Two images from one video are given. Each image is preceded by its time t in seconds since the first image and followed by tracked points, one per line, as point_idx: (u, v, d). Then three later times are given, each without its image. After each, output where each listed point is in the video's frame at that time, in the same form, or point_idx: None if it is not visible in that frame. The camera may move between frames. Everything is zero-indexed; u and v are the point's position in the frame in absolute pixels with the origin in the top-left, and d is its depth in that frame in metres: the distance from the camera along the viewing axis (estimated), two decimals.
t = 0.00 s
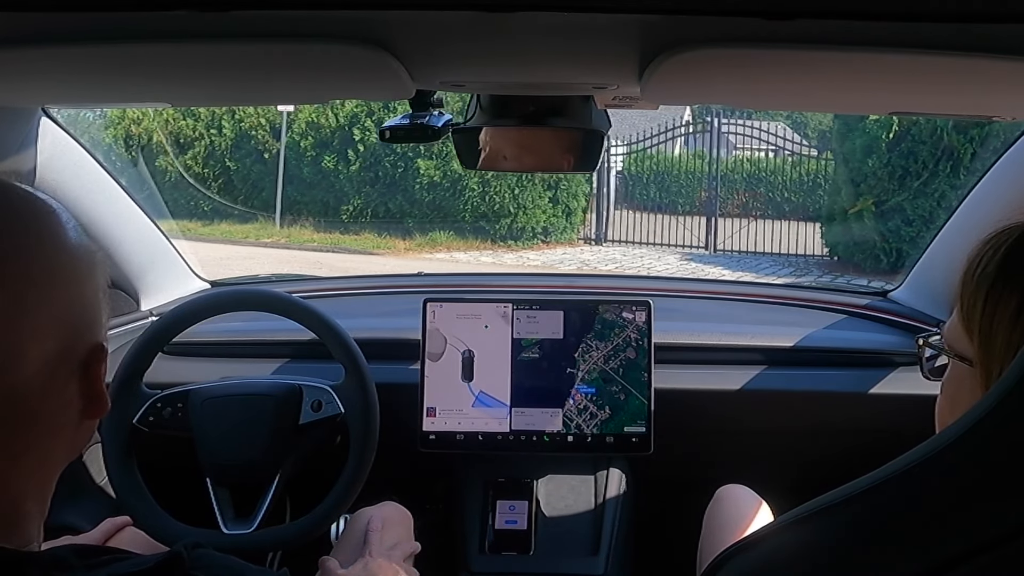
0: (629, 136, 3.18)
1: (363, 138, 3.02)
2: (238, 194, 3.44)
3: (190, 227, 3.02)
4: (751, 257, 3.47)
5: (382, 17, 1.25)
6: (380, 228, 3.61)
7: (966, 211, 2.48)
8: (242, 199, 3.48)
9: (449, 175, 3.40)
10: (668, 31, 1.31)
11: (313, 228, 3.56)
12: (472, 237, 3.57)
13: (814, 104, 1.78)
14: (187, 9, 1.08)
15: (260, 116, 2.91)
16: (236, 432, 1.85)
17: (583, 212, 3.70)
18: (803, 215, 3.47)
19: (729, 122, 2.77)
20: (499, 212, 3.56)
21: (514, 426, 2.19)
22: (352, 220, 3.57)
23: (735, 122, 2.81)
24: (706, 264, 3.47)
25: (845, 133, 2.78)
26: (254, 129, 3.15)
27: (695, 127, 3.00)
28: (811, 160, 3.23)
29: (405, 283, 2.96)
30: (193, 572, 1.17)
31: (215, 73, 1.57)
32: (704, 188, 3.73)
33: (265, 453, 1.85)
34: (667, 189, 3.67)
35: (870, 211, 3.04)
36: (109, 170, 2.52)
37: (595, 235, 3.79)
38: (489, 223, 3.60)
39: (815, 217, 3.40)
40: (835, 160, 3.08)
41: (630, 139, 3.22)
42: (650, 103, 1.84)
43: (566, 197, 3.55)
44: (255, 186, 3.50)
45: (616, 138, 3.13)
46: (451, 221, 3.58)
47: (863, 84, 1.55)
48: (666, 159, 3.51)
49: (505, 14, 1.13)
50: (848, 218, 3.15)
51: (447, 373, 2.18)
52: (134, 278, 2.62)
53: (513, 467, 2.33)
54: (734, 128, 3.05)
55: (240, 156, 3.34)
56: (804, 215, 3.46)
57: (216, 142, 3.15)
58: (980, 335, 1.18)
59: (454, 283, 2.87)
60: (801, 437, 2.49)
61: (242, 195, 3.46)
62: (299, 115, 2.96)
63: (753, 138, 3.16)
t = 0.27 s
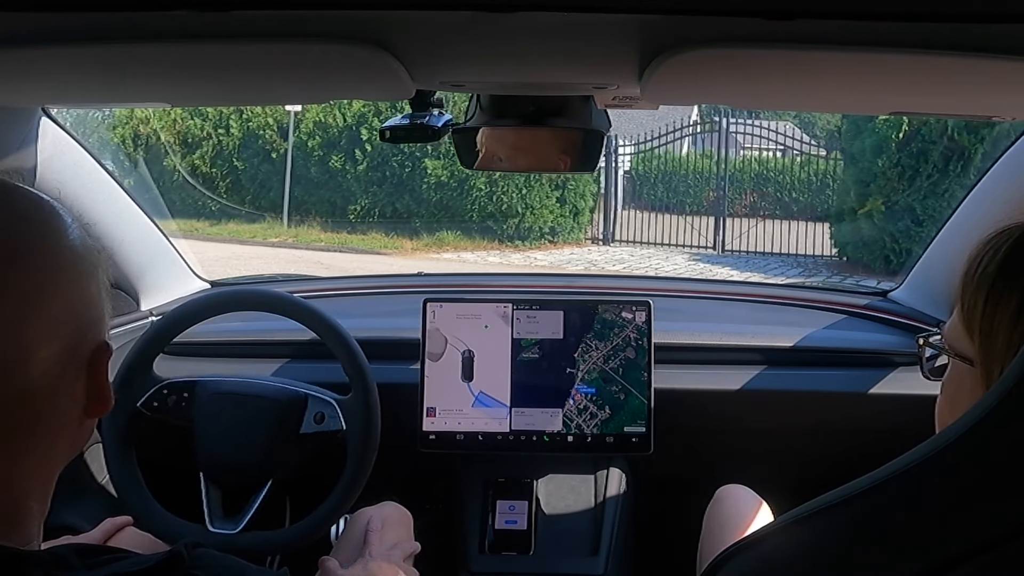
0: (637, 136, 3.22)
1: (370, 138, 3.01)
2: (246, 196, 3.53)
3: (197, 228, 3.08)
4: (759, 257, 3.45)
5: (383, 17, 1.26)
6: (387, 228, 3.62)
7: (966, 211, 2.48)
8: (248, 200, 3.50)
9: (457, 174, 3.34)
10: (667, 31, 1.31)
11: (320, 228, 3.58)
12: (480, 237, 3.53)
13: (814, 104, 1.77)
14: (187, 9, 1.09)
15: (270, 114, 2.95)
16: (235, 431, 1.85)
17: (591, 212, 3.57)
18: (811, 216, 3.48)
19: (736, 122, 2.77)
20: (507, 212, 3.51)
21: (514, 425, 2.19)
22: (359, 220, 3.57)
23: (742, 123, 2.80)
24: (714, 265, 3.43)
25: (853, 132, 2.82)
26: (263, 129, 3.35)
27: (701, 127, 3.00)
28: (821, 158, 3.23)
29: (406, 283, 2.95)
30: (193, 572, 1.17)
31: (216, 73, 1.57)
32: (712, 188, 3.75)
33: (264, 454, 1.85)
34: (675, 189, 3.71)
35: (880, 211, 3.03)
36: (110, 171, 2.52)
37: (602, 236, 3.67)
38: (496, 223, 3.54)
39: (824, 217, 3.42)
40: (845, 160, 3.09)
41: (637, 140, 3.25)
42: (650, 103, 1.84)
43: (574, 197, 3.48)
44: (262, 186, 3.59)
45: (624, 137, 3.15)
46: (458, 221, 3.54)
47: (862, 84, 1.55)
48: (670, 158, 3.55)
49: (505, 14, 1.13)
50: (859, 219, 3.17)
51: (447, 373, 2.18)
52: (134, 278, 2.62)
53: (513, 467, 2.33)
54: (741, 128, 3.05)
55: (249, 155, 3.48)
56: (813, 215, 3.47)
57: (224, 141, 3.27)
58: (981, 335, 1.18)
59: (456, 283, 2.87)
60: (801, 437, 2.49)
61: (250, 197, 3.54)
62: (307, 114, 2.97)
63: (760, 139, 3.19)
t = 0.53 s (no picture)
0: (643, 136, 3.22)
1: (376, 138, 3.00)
2: (251, 195, 3.53)
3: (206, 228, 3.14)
4: (764, 257, 3.41)
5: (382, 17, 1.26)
6: (392, 228, 3.59)
7: (967, 210, 2.48)
8: (251, 198, 3.54)
9: (462, 174, 3.37)
10: (667, 31, 1.31)
11: (326, 227, 3.57)
12: (485, 237, 3.47)
13: (813, 104, 1.77)
14: (187, 9, 1.09)
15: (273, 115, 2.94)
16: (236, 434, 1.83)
17: (596, 212, 3.63)
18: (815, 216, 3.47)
19: (742, 122, 2.76)
20: (511, 212, 3.45)
21: (514, 425, 2.19)
22: (364, 219, 3.59)
23: (747, 122, 2.79)
24: (720, 265, 3.42)
25: (859, 132, 2.83)
26: (265, 129, 3.21)
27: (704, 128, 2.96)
28: (823, 159, 3.17)
29: (407, 283, 2.96)
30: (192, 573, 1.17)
31: (217, 73, 1.57)
32: (717, 188, 3.75)
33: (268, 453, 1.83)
34: (681, 188, 3.73)
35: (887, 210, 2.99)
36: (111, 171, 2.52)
37: (607, 236, 3.70)
38: (502, 223, 3.49)
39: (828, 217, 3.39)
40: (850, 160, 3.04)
41: (643, 139, 3.24)
42: (650, 103, 1.84)
43: (580, 196, 3.52)
44: (268, 185, 3.58)
45: (629, 135, 3.14)
46: (464, 221, 3.53)
47: (862, 84, 1.55)
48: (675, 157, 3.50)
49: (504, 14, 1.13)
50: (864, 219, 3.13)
51: (447, 373, 2.18)
52: (134, 278, 2.62)
53: (513, 467, 2.33)
54: (746, 128, 3.03)
55: (254, 155, 3.41)
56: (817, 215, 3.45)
57: (230, 141, 3.18)
58: (981, 336, 1.18)
59: (457, 283, 2.87)
60: (801, 438, 2.48)
61: (255, 196, 3.54)
62: (313, 115, 2.98)
63: (765, 139, 3.13)
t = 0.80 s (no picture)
0: (646, 135, 3.22)
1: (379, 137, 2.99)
2: (254, 195, 3.42)
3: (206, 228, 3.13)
4: (768, 256, 3.43)
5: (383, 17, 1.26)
6: (394, 227, 3.58)
7: (969, 209, 2.49)
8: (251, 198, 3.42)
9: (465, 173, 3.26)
10: (667, 31, 1.31)
11: (327, 227, 3.54)
12: (487, 237, 3.45)
13: (813, 104, 1.77)
14: (187, 9, 1.09)
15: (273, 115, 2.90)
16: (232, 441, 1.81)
17: (599, 212, 3.54)
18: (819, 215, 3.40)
19: (744, 121, 2.75)
20: (514, 211, 3.40)
21: (514, 426, 2.19)
22: (366, 219, 3.55)
23: (750, 121, 2.78)
24: (723, 265, 3.46)
25: (863, 132, 2.75)
26: (267, 126, 3.02)
27: (707, 127, 2.93)
28: (828, 158, 3.10)
29: (407, 283, 2.96)
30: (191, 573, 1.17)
31: (217, 73, 1.58)
32: (721, 187, 3.59)
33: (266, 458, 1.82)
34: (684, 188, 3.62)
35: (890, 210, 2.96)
36: (111, 171, 2.53)
37: (610, 235, 3.65)
38: (504, 222, 3.44)
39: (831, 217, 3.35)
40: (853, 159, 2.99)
41: (645, 138, 3.24)
42: (649, 103, 1.84)
43: (582, 196, 3.43)
44: (270, 185, 3.44)
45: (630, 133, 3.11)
46: (467, 221, 3.45)
47: (862, 84, 1.55)
48: (678, 156, 3.45)
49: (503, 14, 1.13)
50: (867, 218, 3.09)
51: (447, 373, 2.18)
52: (133, 277, 2.64)
53: (513, 467, 2.33)
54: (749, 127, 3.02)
55: (255, 154, 3.24)
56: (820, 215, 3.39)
57: (233, 139, 3.03)
58: (980, 336, 1.18)
59: (458, 283, 2.86)
60: (802, 438, 2.48)
61: (258, 196, 3.42)
62: (314, 114, 2.98)
63: (768, 140, 3.03)
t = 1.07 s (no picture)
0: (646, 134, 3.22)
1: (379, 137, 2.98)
2: (253, 194, 3.44)
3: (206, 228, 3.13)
4: (768, 257, 3.45)
5: (383, 17, 1.25)
6: (394, 227, 3.60)
7: (969, 209, 2.49)
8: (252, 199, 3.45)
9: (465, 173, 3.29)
10: (667, 31, 1.31)
11: (328, 227, 3.58)
12: (487, 236, 3.46)
13: (813, 104, 1.77)
14: (186, 9, 1.08)
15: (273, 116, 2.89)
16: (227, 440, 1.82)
17: (599, 211, 3.54)
18: (821, 214, 3.40)
19: (745, 120, 2.74)
20: (513, 211, 3.38)
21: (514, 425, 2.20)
22: (366, 218, 3.56)
23: (750, 121, 2.77)
24: (723, 265, 3.46)
25: (865, 130, 2.67)
26: (268, 126, 3.01)
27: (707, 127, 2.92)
28: (828, 158, 3.11)
29: (407, 282, 2.96)
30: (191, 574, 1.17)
31: (217, 73, 1.57)
32: (721, 187, 3.64)
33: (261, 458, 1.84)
34: (684, 188, 3.64)
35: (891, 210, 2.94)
36: (110, 171, 2.53)
37: (610, 235, 3.66)
38: (503, 222, 3.44)
39: (833, 216, 3.33)
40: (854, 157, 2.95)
41: (645, 138, 3.23)
42: (650, 103, 1.84)
43: (582, 196, 3.41)
44: (269, 184, 3.48)
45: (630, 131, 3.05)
46: (466, 220, 3.48)
47: (861, 84, 1.55)
48: (678, 156, 3.47)
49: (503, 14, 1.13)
50: (869, 218, 3.06)
51: (447, 374, 2.18)
52: (133, 278, 2.61)
53: (513, 467, 2.32)
54: (749, 127, 3.02)
55: (255, 154, 3.26)
56: (822, 214, 3.39)
57: (232, 139, 3.04)
58: (979, 337, 1.18)
59: (458, 283, 2.86)
60: (802, 438, 2.48)
61: (258, 194, 3.45)
62: (314, 113, 2.98)
63: (769, 136, 2.97)
